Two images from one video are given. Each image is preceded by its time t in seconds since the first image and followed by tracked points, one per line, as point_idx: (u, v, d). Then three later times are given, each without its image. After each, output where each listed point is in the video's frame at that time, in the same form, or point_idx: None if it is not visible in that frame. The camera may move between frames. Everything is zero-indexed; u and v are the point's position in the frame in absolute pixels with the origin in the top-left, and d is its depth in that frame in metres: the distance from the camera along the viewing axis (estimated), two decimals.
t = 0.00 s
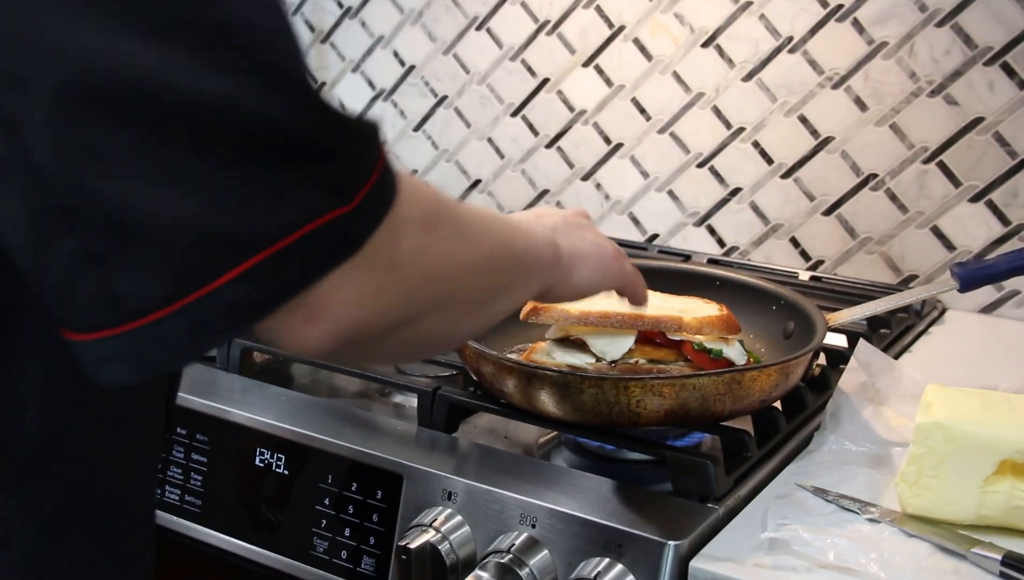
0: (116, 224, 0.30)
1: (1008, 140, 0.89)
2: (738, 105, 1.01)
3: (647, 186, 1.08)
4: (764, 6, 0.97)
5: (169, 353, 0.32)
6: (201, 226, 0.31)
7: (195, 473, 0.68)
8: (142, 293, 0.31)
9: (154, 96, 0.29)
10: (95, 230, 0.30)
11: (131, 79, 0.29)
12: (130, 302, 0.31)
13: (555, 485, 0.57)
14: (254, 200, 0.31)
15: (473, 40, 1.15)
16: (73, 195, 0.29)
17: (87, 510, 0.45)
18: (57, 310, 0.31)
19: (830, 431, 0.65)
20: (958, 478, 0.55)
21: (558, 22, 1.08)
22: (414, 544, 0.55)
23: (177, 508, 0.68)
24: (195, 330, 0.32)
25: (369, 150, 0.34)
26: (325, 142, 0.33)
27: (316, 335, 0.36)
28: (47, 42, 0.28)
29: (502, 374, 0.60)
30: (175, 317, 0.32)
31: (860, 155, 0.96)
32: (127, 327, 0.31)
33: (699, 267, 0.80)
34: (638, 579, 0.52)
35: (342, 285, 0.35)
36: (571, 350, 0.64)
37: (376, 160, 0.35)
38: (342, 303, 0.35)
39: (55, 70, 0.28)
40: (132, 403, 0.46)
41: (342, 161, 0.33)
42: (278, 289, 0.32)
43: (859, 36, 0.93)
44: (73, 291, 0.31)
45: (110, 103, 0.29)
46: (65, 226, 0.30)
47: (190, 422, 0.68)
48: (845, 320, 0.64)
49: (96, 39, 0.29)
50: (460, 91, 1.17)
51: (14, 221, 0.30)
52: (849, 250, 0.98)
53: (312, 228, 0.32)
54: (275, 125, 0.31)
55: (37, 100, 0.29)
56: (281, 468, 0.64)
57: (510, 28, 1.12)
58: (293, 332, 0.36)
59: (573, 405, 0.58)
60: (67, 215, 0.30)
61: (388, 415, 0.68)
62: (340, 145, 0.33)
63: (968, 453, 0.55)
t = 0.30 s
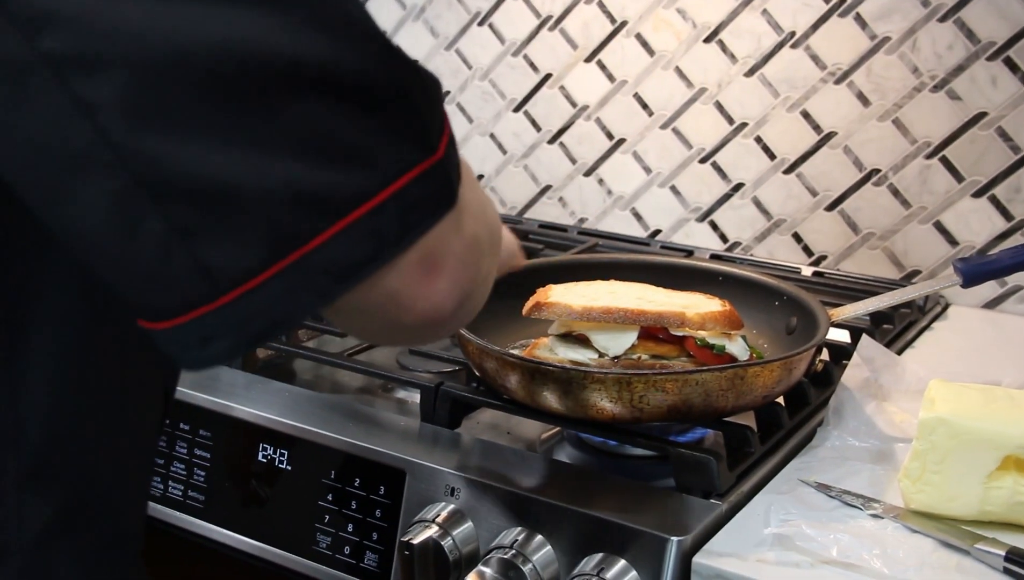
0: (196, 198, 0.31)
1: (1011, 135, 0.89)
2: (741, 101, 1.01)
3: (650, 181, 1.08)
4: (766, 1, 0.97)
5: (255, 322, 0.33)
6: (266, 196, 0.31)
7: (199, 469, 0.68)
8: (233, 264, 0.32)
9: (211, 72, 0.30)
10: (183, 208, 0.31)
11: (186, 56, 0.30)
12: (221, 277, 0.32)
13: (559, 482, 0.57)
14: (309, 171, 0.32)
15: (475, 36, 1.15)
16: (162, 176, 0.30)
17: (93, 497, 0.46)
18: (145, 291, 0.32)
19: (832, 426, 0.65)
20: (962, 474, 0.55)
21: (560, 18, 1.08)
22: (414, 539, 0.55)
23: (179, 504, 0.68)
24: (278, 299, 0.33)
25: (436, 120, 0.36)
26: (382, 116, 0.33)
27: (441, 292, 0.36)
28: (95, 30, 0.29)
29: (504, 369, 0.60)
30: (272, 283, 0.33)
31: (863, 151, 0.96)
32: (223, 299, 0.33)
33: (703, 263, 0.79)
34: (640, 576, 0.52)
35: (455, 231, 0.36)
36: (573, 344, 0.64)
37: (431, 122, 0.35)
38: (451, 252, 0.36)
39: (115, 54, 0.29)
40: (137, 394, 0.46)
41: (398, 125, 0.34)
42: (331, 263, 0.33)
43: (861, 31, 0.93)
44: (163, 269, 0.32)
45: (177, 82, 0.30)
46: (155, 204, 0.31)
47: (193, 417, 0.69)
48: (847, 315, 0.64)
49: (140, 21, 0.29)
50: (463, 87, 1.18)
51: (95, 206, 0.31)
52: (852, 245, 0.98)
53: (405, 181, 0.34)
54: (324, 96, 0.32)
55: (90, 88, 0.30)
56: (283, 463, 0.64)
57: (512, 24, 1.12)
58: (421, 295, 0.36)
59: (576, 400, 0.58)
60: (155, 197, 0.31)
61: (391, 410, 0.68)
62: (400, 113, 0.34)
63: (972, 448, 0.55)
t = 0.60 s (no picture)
0: (205, 214, 0.31)
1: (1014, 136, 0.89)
2: (743, 101, 1.01)
3: (653, 182, 1.08)
4: (769, 2, 0.97)
5: (262, 342, 0.33)
6: (273, 210, 0.31)
7: (200, 470, 0.68)
8: (243, 281, 0.32)
9: (222, 85, 0.30)
10: (192, 226, 0.31)
11: (198, 66, 0.30)
12: (232, 295, 0.32)
13: (562, 482, 0.57)
14: (319, 183, 0.32)
15: (478, 36, 1.15)
16: (169, 192, 0.30)
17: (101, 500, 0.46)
18: (154, 308, 0.32)
19: (835, 427, 0.65)
20: (965, 474, 0.55)
21: (562, 18, 1.08)
22: (417, 539, 0.55)
23: (182, 504, 0.68)
24: (286, 317, 0.33)
25: (451, 141, 0.36)
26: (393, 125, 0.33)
27: (452, 320, 0.38)
28: (107, 36, 0.29)
29: (508, 370, 0.60)
30: (283, 303, 0.32)
31: (865, 151, 0.96)
32: (232, 319, 0.32)
33: (706, 264, 0.79)
34: (643, 577, 0.52)
35: (469, 260, 0.37)
36: (577, 345, 0.64)
37: (444, 135, 0.35)
38: (468, 280, 0.38)
39: (128, 63, 0.29)
40: (142, 396, 0.46)
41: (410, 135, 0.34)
42: (340, 279, 0.33)
43: (864, 31, 0.93)
44: (172, 286, 0.32)
45: (188, 95, 0.30)
46: (166, 221, 0.31)
47: (197, 419, 0.68)
48: (851, 315, 0.63)
49: (153, 28, 0.30)
50: (465, 87, 1.18)
51: (103, 222, 0.31)
52: (854, 246, 0.98)
53: (421, 205, 0.34)
54: (337, 103, 0.32)
55: (100, 95, 0.30)
56: (286, 463, 0.64)
57: (515, 24, 1.12)
58: (437, 324, 0.37)
59: (578, 401, 0.58)
60: (166, 214, 0.31)
61: (394, 411, 0.68)
62: (415, 121, 0.34)
63: (974, 448, 0.55)
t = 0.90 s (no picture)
0: (210, 225, 0.31)
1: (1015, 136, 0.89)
2: (744, 101, 1.01)
3: (654, 182, 1.08)
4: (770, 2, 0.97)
5: (264, 360, 0.33)
6: (276, 213, 0.31)
7: (202, 471, 0.68)
8: (247, 297, 0.32)
9: (227, 92, 0.30)
10: (198, 240, 0.31)
11: (202, 70, 0.30)
12: (235, 312, 0.32)
13: (563, 483, 0.57)
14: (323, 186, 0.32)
15: (478, 36, 1.15)
16: (175, 205, 0.30)
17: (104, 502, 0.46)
18: (157, 320, 0.32)
19: (836, 428, 0.65)
20: (965, 475, 0.55)
21: (563, 18, 1.08)
22: (419, 540, 0.55)
23: (183, 504, 0.68)
24: (288, 334, 0.33)
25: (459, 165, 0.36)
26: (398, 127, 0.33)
27: (452, 339, 0.37)
28: (111, 41, 0.29)
29: (509, 371, 0.60)
30: (286, 321, 0.33)
31: (867, 151, 0.96)
32: (235, 335, 0.32)
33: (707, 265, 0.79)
34: (643, 577, 0.52)
35: (471, 279, 0.36)
36: (579, 346, 0.64)
37: (450, 147, 0.35)
38: (471, 300, 0.37)
39: (133, 67, 0.29)
40: (145, 398, 0.46)
41: (416, 137, 0.33)
42: (345, 290, 0.33)
43: (866, 32, 0.93)
44: (176, 299, 0.32)
45: (193, 104, 0.30)
46: (169, 233, 0.31)
47: (198, 420, 0.68)
48: (851, 316, 0.63)
49: (156, 31, 0.30)
50: (466, 87, 1.18)
51: (109, 236, 0.31)
52: (856, 246, 0.98)
53: (427, 227, 0.34)
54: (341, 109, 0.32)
55: (103, 99, 0.30)
56: (287, 464, 0.64)
57: (516, 25, 1.12)
58: (435, 343, 0.36)
59: (579, 401, 0.58)
60: (171, 227, 0.31)
61: (396, 412, 0.68)
62: (424, 133, 0.34)
63: (974, 449, 0.55)
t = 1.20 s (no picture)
0: (201, 231, 0.31)
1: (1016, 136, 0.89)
2: (745, 102, 1.01)
3: (655, 182, 1.08)
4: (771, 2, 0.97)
5: (250, 368, 0.32)
6: (272, 215, 0.31)
7: (203, 471, 0.68)
8: (234, 305, 0.32)
9: (225, 96, 0.30)
10: (187, 248, 0.31)
11: (200, 73, 0.30)
12: (222, 320, 0.32)
13: (564, 483, 0.57)
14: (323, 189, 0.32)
15: (479, 37, 1.15)
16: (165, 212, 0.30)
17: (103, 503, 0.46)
18: (149, 324, 0.32)
19: (837, 428, 0.65)
20: (967, 475, 0.55)
21: (563, 18, 1.08)
22: (420, 540, 0.55)
23: (184, 504, 0.68)
24: (274, 344, 0.32)
25: (452, 177, 0.36)
26: (401, 125, 0.33)
27: (438, 350, 0.36)
28: (109, 45, 0.29)
29: (509, 371, 0.60)
30: (272, 331, 0.32)
31: (868, 152, 0.96)
32: (223, 342, 0.32)
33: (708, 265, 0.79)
34: (644, 577, 0.52)
35: (459, 292, 0.36)
36: (580, 346, 0.64)
37: (443, 157, 0.35)
38: (457, 312, 0.37)
39: (132, 67, 0.29)
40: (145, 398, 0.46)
41: (409, 140, 0.34)
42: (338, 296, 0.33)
43: (866, 32, 0.93)
44: (165, 306, 0.32)
45: (186, 110, 0.30)
46: (159, 240, 0.31)
47: (200, 419, 0.68)
48: (852, 316, 0.63)
49: (154, 34, 0.30)
50: (467, 88, 1.18)
51: (102, 240, 0.31)
52: (857, 246, 0.98)
53: (416, 240, 0.34)
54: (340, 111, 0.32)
55: (98, 104, 0.30)
56: (287, 464, 0.64)
57: (517, 25, 1.12)
58: (421, 354, 0.36)
59: (580, 401, 0.58)
60: (161, 234, 0.31)
61: (397, 412, 0.68)
62: (415, 135, 0.34)
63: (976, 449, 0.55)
